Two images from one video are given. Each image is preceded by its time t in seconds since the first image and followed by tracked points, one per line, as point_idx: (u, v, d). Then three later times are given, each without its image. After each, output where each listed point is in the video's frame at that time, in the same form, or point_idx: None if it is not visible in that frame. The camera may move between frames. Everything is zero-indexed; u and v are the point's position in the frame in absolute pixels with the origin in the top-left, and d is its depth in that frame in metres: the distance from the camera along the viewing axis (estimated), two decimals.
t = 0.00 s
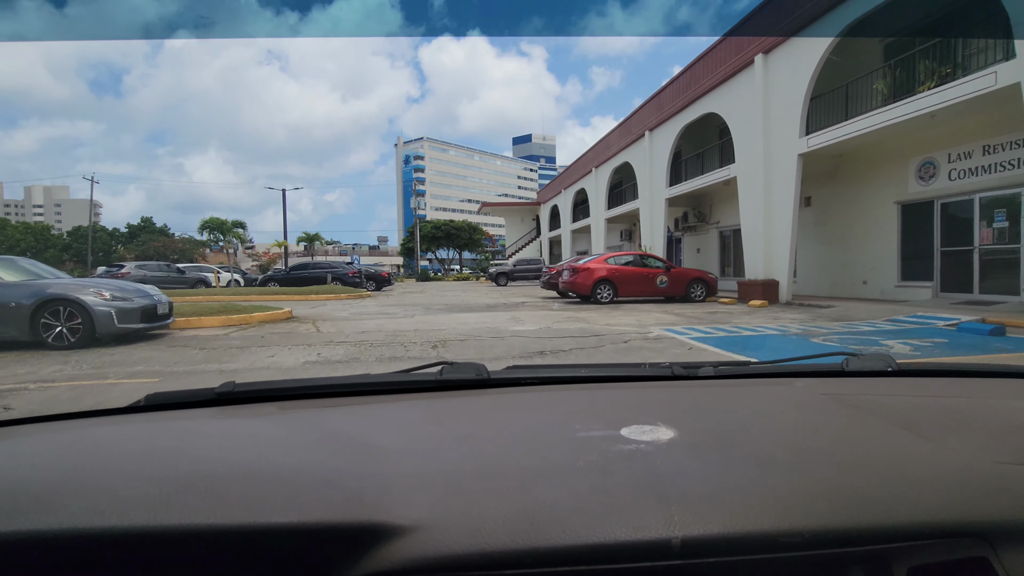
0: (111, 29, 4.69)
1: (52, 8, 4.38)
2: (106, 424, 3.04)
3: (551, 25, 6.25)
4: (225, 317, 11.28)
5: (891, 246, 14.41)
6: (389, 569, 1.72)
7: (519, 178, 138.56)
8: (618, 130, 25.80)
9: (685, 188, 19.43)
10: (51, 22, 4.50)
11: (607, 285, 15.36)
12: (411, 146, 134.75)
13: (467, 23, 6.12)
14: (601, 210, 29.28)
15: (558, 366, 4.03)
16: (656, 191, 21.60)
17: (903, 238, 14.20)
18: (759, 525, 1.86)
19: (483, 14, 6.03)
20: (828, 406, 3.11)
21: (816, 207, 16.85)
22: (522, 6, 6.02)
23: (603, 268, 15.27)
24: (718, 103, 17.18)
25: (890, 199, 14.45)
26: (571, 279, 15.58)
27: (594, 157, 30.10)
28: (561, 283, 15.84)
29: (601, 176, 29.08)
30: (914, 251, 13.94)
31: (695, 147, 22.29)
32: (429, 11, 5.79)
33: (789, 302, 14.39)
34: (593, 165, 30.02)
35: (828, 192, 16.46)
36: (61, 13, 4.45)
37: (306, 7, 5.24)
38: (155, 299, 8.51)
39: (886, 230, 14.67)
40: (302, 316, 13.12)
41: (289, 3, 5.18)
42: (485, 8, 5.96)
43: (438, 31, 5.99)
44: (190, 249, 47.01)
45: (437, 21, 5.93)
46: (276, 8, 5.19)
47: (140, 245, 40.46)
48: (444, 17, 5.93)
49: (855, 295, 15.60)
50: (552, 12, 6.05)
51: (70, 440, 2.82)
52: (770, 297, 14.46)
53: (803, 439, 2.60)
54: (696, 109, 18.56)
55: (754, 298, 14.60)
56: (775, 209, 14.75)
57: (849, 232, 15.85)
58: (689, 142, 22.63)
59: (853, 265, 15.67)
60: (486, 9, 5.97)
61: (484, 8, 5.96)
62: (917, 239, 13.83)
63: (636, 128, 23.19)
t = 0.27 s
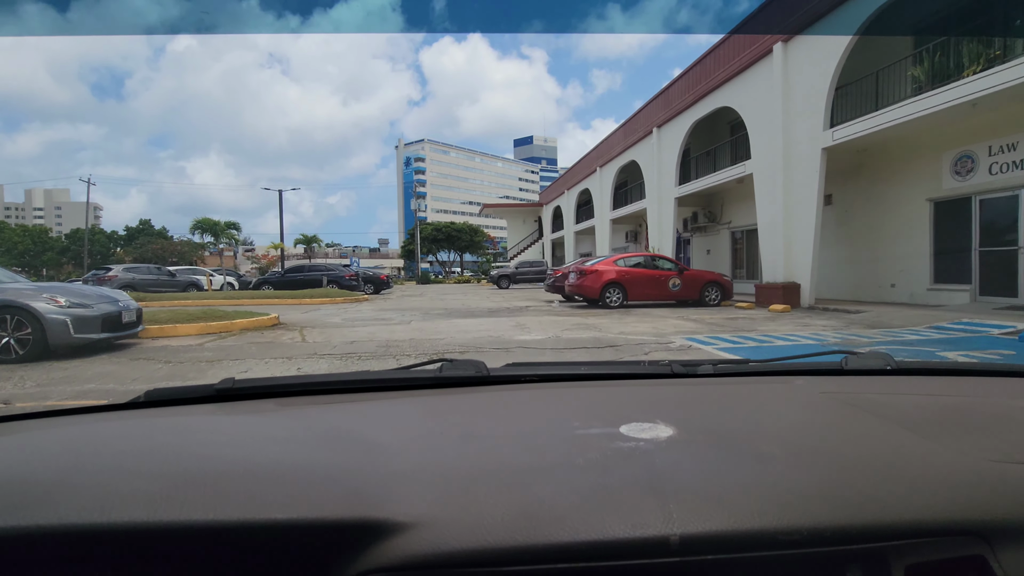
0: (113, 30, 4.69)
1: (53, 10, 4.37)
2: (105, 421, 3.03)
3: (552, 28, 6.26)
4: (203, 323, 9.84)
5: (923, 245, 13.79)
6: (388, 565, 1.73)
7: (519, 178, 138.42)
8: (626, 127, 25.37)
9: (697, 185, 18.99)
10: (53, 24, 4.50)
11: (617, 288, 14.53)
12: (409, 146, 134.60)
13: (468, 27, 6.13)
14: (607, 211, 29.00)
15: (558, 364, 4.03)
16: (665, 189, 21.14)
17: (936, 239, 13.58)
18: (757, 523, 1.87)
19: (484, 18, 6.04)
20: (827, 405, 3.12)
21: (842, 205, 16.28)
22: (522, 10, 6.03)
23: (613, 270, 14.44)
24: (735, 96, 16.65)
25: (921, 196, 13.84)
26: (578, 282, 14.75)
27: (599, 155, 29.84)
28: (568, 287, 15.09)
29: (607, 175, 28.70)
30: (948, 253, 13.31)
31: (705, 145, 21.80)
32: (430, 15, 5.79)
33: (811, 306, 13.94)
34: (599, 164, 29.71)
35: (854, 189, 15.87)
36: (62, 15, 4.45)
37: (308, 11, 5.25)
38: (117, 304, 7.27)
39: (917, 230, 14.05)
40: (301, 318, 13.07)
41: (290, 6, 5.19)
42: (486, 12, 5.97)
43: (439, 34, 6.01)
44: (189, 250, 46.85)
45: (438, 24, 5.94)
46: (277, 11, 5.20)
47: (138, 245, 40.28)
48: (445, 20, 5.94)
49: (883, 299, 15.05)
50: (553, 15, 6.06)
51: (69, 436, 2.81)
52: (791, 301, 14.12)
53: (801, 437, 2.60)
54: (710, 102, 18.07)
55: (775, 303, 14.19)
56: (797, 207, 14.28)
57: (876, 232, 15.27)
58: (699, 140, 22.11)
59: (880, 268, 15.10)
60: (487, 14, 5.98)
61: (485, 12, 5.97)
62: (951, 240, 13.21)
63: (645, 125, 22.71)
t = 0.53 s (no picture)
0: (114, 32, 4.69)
1: (55, 12, 4.38)
2: (104, 420, 3.03)
3: (552, 30, 6.26)
4: (177, 331, 8.91)
5: (957, 244, 13.13)
6: (386, 565, 1.73)
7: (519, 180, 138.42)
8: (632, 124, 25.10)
9: (709, 182, 18.62)
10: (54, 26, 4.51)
11: (626, 292, 14.10)
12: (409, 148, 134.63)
13: (469, 29, 6.13)
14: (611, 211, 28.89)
15: (557, 364, 4.03)
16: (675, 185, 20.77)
17: (973, 238, 12.86)
18: (755, 523, 1.87)
19: (484, 21, 6.05)
20: (825, 405, 3.12)
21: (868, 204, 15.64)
22: (522, 12, 6.03)
23: (622, 273, 14.01)
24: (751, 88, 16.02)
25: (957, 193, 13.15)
26: (586, 285, 14.28)
27: (604, 154, 29.61)
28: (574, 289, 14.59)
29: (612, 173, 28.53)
30: (988, 253, 12.58)
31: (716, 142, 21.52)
32: (431, 17, 5.79)
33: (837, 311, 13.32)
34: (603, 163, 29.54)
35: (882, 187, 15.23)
36: (63, 18, 4.46)
37: (309, 14, 5.26)
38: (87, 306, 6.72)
39: (952, 229, 13.34)
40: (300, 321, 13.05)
41: (290, 9, 5.19)
42: (486, 15, 5.97)
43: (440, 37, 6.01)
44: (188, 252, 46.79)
45: (439, 27, 5.94)
46: (278, 14, 5.20)
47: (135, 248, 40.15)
48: (445, 23, 5.94)
49: (913, 302, 14.32)
50: (552, 17, 6.06)
51: (66, 435, 2.81)
52: (814, 306, 13.49)
53: (799, 437, 2.61)
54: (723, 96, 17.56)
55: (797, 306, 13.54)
56: (820, 204, 13.65)
57: (906, 232, 14.55)
58: (709, 136, 21.79)
59: (911, 269, 14.38)
60: (487, 16, 5.98)
61: (485, 15, 5.97)
62: (992, 240, 12.47)
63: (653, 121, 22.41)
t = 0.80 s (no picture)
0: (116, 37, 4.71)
1: (57, 16, 4.40)
2: (105, 424, 3.03)
3: (553, 31, 6.26)
4: (148, 339, 8.60)
5: (999, 241, 11.93)
6: (387, 568, 1.72)
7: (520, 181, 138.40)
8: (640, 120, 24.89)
9: (723, 177, 18.24)
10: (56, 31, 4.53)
11: (639, 293, 13.78)
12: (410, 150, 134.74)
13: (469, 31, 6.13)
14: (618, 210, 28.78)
15: (558, 366, 4.03)
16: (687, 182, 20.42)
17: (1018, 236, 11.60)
18: (759, 525, 1.86)
19: (484, 23, 6.05)
20: (827, 406, 3.11)
21: (884, 199, 14.76)
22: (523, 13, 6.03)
23: (635, 274, 13.68)
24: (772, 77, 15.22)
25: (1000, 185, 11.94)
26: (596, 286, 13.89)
27: (610, 152, 29.41)
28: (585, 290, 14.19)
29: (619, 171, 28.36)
30: None
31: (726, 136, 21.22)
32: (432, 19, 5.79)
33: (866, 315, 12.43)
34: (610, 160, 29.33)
35: (900, 180, 14.36)
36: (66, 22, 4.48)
37: (310, 16, 5.27)
38: (36, 314, 6.62)
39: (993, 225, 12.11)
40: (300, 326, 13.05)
41: (292, 11, 5.20)
42: (486, 16, 5.97)
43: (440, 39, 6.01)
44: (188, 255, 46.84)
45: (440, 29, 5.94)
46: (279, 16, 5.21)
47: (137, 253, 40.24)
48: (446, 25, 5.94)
49: (946, 305, 13.20)
50: (553, 19, 6.07)
51: (68, 439, 2.81)
52: (842, 309, 12.76)
53: (802, 438, 2.60)
54: (739, 87, 16.90)
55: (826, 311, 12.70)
56: (847, 198, 12.82)
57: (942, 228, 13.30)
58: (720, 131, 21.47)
59: (947, 269, 13.18)
60: (488, 18, 5.99)
61: (486, 16, 5.97)
62: None
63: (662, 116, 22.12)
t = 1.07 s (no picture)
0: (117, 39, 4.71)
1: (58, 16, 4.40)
2: (104, 425, 3.03)
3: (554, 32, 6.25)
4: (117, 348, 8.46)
5: None
6: (386, 570, 1.72)
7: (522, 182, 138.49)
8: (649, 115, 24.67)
9: (738, 172, 17.95)
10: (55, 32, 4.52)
11: (653, 295, 13.65)
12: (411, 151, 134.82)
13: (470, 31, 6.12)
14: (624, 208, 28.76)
15: (559, 368, 4.02)
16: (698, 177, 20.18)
17: None
18: (759, 526, 1.86)
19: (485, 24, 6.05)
20: (828, 408, 3.10)
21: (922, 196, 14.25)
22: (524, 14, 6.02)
23: (648, 275, 13.57)
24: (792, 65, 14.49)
25: None
26: (608, 289, 13.73)
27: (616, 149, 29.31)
28: (596, 293, 14.02)
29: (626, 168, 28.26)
30: None
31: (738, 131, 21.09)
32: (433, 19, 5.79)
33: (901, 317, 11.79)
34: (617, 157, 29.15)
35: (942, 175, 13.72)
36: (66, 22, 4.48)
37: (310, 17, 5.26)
38: None
39: None
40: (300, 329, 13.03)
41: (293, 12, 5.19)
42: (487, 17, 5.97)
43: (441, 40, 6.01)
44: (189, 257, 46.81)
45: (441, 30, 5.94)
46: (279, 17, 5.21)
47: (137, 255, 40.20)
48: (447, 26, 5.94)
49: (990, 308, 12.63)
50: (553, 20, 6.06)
51: (66, 440, 2.80)
52: (875, 312, 12.14)
53: (802, 440, 2.59)
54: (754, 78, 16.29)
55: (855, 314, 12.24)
56: (878, 189, 12.04)
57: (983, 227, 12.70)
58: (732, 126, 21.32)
59: (989, 271, 12.64)
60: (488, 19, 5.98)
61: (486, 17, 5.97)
62: None
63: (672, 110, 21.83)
